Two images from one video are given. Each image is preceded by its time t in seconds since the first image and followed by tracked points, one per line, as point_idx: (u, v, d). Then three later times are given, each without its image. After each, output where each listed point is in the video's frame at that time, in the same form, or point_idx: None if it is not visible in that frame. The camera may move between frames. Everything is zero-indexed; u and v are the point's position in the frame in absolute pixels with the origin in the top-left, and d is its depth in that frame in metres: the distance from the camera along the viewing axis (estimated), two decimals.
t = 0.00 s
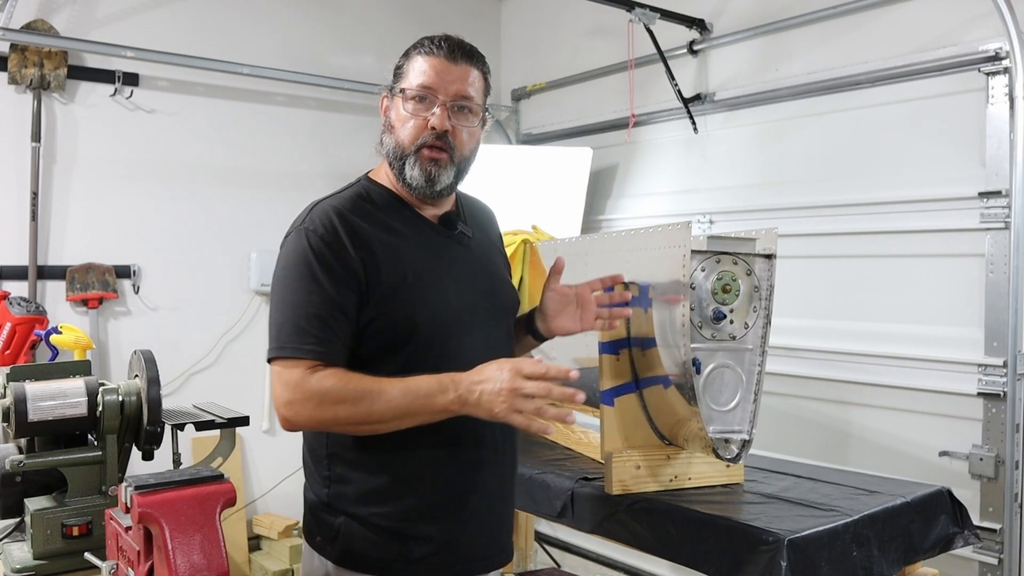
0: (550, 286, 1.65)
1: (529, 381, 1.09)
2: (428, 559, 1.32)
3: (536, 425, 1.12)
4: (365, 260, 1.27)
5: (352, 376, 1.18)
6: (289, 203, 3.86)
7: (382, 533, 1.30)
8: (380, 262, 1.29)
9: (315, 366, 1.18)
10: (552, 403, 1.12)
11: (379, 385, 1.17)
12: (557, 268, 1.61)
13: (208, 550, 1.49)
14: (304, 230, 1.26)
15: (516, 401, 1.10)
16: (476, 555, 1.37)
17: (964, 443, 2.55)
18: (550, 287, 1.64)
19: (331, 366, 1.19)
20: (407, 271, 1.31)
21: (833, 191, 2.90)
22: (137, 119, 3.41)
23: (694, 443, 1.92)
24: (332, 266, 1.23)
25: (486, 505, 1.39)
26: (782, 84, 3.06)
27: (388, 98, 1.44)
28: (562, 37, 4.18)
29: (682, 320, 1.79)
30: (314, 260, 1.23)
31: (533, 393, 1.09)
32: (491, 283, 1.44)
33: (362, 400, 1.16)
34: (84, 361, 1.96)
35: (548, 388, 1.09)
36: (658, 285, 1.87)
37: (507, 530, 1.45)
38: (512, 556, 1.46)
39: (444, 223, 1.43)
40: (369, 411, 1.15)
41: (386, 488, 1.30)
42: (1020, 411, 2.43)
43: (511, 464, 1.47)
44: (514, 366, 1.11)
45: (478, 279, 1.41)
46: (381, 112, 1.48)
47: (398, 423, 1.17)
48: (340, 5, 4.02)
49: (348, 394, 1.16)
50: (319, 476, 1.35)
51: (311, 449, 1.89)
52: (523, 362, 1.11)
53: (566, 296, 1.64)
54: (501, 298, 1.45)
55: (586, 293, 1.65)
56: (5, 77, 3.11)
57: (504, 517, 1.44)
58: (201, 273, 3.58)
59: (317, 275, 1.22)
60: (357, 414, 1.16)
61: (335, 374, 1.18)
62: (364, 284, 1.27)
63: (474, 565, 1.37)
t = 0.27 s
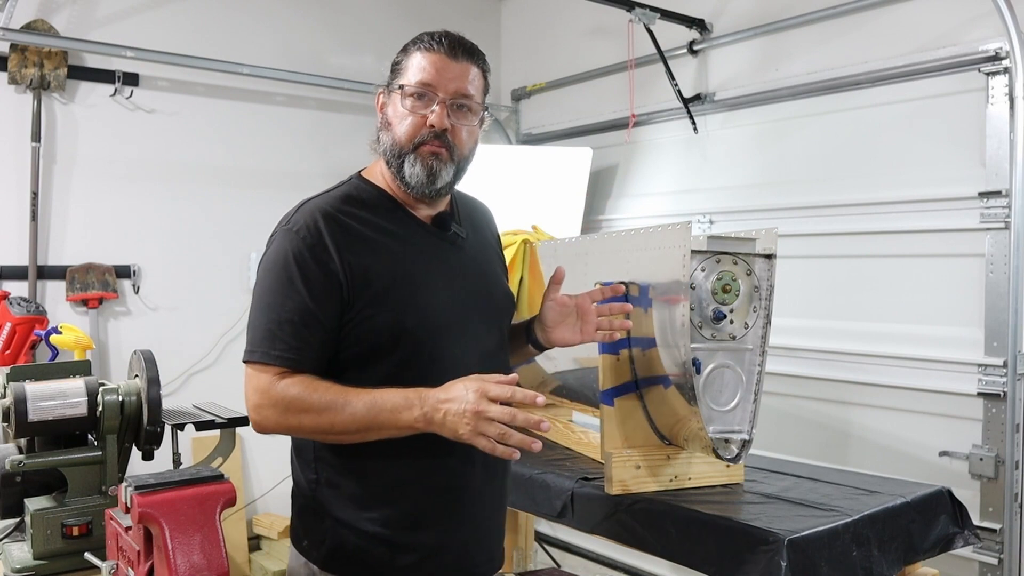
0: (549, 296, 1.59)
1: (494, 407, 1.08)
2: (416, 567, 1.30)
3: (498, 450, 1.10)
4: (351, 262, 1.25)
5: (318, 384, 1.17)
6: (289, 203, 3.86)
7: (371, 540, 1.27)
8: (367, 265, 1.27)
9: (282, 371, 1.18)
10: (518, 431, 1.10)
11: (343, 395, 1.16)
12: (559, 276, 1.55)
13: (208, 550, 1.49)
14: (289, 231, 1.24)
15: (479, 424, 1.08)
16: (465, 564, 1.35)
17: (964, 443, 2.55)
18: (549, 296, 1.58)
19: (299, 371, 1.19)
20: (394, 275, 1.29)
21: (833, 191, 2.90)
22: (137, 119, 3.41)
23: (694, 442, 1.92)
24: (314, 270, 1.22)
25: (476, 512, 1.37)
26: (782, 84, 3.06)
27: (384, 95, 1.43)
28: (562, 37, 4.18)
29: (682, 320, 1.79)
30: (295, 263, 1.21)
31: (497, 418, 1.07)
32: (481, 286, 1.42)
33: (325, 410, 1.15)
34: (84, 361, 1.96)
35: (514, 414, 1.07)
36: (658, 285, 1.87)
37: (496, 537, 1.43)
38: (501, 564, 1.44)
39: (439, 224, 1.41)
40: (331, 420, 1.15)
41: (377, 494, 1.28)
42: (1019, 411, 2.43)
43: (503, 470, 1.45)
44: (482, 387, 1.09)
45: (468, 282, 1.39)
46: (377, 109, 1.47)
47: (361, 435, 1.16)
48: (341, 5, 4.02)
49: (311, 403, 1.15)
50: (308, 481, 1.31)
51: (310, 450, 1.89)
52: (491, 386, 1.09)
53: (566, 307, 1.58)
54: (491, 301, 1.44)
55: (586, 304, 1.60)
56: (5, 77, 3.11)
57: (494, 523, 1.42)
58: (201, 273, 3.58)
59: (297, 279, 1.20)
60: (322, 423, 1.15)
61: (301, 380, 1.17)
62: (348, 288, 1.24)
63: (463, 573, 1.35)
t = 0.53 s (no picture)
0: (545, 302, 1.58)
1: (490, 412, 1.07)
2: (410, 570, 1.30)
3: (496, 453, 1.10)
4: (348, 262, 1.25)
5: (314, 388, 1.18)
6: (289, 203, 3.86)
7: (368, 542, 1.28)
8: (364, 266, 1.26)
9: (277, 374, 1.19)
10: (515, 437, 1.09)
11: (339, 399, 1.16)
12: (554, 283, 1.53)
13: (207, 550, 1.49)
14: (284, 232, 1.24)
15: (476, 429, 1.08)
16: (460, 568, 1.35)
17: (964, 443, 2.55)
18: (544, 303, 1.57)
19: (295, 374, 1.19)
20: (391, 275, 1.28)
21: (833, 191, 2.90)
22: (138, 119, 3.41)
23: (694, 442, 1.92)
24: (310, 272, 1.22)
25: (473, 513, 1.37)
26: (782, 84, 3.06)
27: (381, 94, 1.43)
28: (562, 37, 4.18)
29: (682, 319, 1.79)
30: (290, 265, 1.21)
31: (494, 422, 1.07)
32: (479, 286, 1.42)
33: (321, 414, 1.16)
34: (84, 361, 1.96)
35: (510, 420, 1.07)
36: (658, 285, 1.87)
37: (493, 538, 1.43)
38: (496, 568, 1.44)
39: (436, 224, 1.41)
40: (326, 424, 1.16)
41: (374, 496, 1.28)
42: (1020, 411, 2.43)
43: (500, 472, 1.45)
44: (478, 391, 1.09)
45: (466, 282, 1.39)
46: (373, 107, 1.46)
47: (356, 439, 1.17)
48: (341, 5, 4.02)
49: (306, 407, 1.16)
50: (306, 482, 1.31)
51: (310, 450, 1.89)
52: (488, 391, 1.09)
53: (561, 314, 1.56)
54: (489, 301, 1.43)
55: (582, 312, 1.58)
56: (5, 77, 3.11)
57: (491, 524, 1.42)
58: (201, 273, 3.58)
59: (293, 281, 1.20)
60: (318, 427, 1.16)
61: (297, 383, 1.18)
62: (345, 288, 1.24)
63: None
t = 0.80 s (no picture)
0: (546, 304, 1.57)
1: (503, 410, 1.10)
2: (415, 571, 1.30)
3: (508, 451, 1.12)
4: (352, 263, 1.25)
5: (320, 391, 1.18)
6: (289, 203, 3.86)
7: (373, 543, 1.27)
8: (367, 266, 1.26)
9: (282, 379, 1.18)
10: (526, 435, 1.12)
11: (346, 402, 1.17)
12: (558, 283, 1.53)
13: (207, 550, 1.49)
14: (285, 234, 1.23)
15: (489, 427, 1.10)
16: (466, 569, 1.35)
17: (964, 443, 2.55)
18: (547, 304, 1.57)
19: (300, 378, 1.19)
20: (394, 276, 1.28)
21: (833, 191, 2.90)
22: (138, 119, 3.41)
23: (694, 442, 1.92)
24: (313, 274, 1.21)
25: (477, 513, 1.37)
26: (782, 84, 3.06)
27: (386, 91, 1.37)
28: (562, 37, 4.18)
29: (682, 319, 1.79)
30: (292, 267, 1.20)
31: (507, 420, 1.09)
32: (479, 284, 1.42)
33: (329, 418, 1.16)
34: (84, 361, 1.96)
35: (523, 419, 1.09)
36: (658, 285, 1.87)
37: (496, 537, 1.43)
38: (499, 568, 1.44)
39: (434, 222, 1.42)
40: (335, 428, 1.16)
41: (378, 496, 1.28)
42: (1020, 411, 2.43)
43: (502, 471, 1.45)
44: (489, 390, 1.11)
45: (467, 281, 1.40)
46: (372, 99, 1.41)
47: (365, 441, 1.17)
48: (341, 4, 4.02)
49: (314, 411, 1.16)
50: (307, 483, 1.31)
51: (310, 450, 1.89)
52: (500, 389, 1.11)
53: (564, 316, 1.56)
54: (490, 299, 1.44)
55: (584, 314, 1.57)
56: (5, 77, 3.11)
57: (494, 524, 1.42)
58: (201, 273, 3.58)
59: (295, 283, 1.20)
60: (326, 431, 1.16)
61: (303, 387, 1.18)
62: (347, 289, 1.24)
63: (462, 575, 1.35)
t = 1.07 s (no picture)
0: (556, 309, 1.58)
1: (529, 401, 1.14)
2: (428, 568, 1.30)
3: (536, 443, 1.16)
4: (363, 262, 1.25)
5: (340, 393, 1.17)
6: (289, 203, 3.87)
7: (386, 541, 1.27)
8: (378, 264, 1.26)
9: (300, 384, 1.17)
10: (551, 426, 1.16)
11: (367, 403, 1.17)
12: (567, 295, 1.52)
13: (207, 550, 1.49)
14: (294, 236, 1.22)
15: (515, 418, 1.13)
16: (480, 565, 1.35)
17: (964, 443, 2.55)
18: (557, 309, 1.57)
19: (318, 381, 1.18)
20: (405, 273, 1.28)
21: (833, 191, 2.90)
22: (138, 119, 3.41)
23: (694, 442, 1.92)
24: (325, 275, 1.20)
25: (487, 509, 1.37)
26: (782, 84, 3.06)
27: (416, 95, 1.34)
28: (562, 37, 4.18)
29: (682, 319, 1.79)
30: (302, 268, 1.19)
31: (533, 410, 1.13)
32: (482, 278, 1.43)
33: (351, 420, 1.16)
34: (84, 361, 1.96)
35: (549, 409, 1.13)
36: (658, 285, 1.87)
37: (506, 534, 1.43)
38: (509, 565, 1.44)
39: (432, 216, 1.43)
40: (360, 430, 1.16)
41: (389, 495, 1.28)
42: (1019, 411, 2.44)
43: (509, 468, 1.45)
44: (513, 383, 1.15)
45: (472, 276, 1.40)
46: (382, 101, 1.35)
47: (389, 441, 1.18)
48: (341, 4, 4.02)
49: (337, 414, 1.15)
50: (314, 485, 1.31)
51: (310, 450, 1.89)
52: (525, 381, 1.15)
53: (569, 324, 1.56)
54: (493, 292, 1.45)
55: (589, 328, 1.58)
56: (5, 77, 3.11)
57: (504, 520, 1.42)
58: (201, 273, 3.58)
59: (311, 286, 1.19)
60: (349, 433, 1.16)
61: (322, 391, 1.17)
62: (359, 289, 1.24)
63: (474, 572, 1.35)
